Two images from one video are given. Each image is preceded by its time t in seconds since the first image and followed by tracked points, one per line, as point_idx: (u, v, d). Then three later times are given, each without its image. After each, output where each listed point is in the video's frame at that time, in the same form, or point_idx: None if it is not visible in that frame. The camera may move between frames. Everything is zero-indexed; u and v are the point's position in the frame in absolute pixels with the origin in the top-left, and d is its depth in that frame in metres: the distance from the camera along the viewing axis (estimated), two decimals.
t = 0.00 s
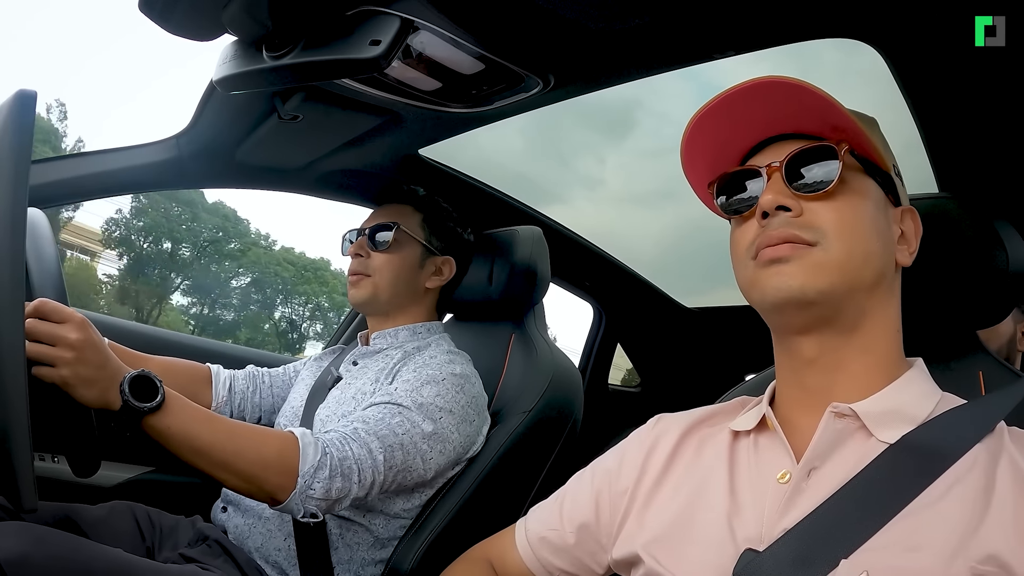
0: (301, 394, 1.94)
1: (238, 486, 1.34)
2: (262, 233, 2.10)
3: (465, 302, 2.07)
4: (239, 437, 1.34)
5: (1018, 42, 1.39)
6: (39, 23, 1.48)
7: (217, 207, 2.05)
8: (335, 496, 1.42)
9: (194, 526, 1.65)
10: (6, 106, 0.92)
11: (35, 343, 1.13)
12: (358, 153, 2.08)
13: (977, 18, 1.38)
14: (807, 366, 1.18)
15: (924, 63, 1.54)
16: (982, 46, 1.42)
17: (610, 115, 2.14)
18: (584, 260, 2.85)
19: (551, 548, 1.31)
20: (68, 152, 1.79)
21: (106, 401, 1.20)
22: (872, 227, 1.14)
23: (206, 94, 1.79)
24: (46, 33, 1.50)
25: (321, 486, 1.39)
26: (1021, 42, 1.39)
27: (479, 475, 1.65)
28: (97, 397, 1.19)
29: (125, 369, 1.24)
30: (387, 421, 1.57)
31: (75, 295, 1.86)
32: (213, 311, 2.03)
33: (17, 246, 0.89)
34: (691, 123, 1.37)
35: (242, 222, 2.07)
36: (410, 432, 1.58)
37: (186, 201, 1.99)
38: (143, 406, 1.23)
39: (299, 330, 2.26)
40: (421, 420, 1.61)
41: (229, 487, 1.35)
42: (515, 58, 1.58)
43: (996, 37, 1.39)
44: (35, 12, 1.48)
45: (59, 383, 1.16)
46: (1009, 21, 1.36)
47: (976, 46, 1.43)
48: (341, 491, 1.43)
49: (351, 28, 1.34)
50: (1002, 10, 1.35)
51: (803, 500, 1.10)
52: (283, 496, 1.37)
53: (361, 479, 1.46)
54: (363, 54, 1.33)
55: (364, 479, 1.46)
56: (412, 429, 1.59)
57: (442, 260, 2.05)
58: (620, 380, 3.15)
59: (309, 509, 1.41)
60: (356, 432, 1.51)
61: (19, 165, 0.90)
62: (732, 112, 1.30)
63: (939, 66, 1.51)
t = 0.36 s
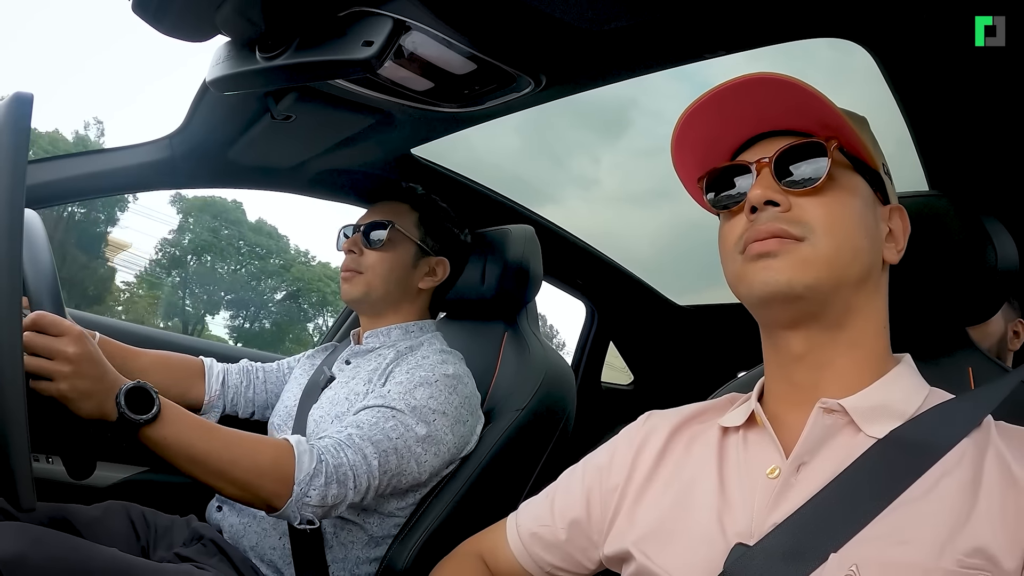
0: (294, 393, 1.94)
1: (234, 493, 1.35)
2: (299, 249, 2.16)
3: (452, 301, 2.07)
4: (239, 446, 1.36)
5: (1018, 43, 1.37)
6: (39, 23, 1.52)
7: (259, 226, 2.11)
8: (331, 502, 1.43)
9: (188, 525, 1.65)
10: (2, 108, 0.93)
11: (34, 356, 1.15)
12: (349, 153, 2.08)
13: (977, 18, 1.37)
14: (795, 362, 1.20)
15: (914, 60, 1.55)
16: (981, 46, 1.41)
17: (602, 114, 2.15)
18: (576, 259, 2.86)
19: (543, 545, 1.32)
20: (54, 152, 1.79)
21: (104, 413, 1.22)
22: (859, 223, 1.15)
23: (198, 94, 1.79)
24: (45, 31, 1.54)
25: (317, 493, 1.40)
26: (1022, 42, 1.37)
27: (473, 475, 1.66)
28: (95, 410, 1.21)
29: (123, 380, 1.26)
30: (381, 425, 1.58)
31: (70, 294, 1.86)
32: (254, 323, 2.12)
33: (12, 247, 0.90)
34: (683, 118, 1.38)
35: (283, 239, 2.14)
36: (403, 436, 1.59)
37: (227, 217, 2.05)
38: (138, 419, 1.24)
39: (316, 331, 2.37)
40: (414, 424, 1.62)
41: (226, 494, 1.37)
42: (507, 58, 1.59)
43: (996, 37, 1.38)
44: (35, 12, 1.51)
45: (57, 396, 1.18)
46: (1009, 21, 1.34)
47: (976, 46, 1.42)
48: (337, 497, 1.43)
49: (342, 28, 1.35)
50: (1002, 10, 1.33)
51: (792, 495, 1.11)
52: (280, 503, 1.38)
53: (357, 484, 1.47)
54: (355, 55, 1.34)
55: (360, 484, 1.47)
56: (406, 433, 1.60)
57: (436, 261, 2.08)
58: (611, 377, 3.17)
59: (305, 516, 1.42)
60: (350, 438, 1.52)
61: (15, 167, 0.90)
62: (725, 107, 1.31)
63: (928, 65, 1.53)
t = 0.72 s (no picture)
0: (286, 394, 1.93)
1: (225, 483, 1.33)
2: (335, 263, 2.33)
3: (445, 300, 2.06)
4: (233, 436, 1.34)
5: (1018, 43, 1.35)
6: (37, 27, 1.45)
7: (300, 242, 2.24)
8: (325, 492, 1.42)
9: (180, 526, 1.63)
10: None
11: (18, 341, 1.13)
12: (341, 151, 2.07)
13: (977, 18, 1.36)
14: (788, 359, 1.19)
15: (909, 56, 1.55)
16: (981, 46, 1.40)
17: (596, 112, 2.13)
18: (568, 258, 2.85)
19: (537, 545, 1.31)
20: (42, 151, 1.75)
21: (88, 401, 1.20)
22: (851, 219, 1.15)
23: (190, 91, 1.77)
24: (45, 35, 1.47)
25: (310, 480, 1.38)
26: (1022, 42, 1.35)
27: (467, 474, 1.65)
28: (79, 398, 1.19)
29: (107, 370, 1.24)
30: (375, 419, 1.57)
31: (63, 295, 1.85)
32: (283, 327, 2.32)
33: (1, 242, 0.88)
34: (674, 120, 1.37)
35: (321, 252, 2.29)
36: (397, 428, 1.58)
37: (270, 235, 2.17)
38: (126, 406, 1.23)
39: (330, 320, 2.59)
40: (408, 418, 1.61)
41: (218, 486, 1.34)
42: (501, 55, 1.58)
43: (996, 37, 1.36)
44: (35, 13, 1.45)
45: (41, 382, 1.16)
46: (1009, 21, 1.32)
47: (976, 46, 1.40)
48: (330, 486, 1.42)
49: (336, 22, 1.34)
50: (1002, 10, 1.31)
51: (788, 494, 1.11)
52: (272, 493, 1.36)
53: (351, 474, 1.45)
54: (348, 50, 1.33)
55: (353, 475, 1.46)
56: (398, 427, 1.59)
57: (428, 261, 2.06)
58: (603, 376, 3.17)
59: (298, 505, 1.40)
60: (343, 428, 1.51)
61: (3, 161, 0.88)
62: (714, 108, 1.31)
63: (923, 62, 1.52)
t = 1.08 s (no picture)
0: (279, 397, 1.93)
1: (212, 469, 1.33)
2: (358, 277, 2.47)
3: (438, 302, 2.06)
4: (220, 416, 1.35)
5: (1018, 43, 1.33)
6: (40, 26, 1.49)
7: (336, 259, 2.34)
8: (312, 484, 1.43)
9: (174, 527, 1.65)
10: None
11: (7, 323, 1.13)
12: (336, 153, 2.07)
13: (977, 18, 1.34)
14: (779, 364, 1.20)
15: (900, 61, 1.54)
16: (981, 46, 1.38)
17: (589, 113, 2.13)
18: (562, 259, 2.86)
19: (528, 547, 1.32)
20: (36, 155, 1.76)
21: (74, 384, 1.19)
22: (843, 224, 1.15)
23: (183, 94, 1.78)
24: (48, 35, 1.51)
25: (297, 470, 1.39)
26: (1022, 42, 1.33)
27: (458, 475, 1.66)
28: (64, 378, 1.18)
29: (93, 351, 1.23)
30: (363, 414, 1.58)
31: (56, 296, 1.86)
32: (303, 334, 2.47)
33: None
34: (673, 124, 1.37)
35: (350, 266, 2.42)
36: (386, 423, 1.60)
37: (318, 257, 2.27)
38: (115, 389, 1.23)
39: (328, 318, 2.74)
40: (397, 414, 1.63)
41: (204, 473, 1.35)
42: (492, 61, 1.59)
43: (996, 37, 1.34)
44: (36, 15, 1.49)
45: (27, 362, 1.15)
46: (1010, 21, 1.30)
47: (976, 45, 1.39)
48: (318, 478, 1.43)
49: (325, 32, 1.35)
50: (1002, 10, 1.30)
51: (775, 500, 1.11)
52: (259, 481, 1.37)
53: (339, 468, 1.46)
54: (337, 58, 1.34)
55: (342, 469, 1.47)
56: (388, 423, 1.60)
57: (420, 263, 2.07)
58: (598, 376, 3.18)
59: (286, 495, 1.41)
60: (332, 421, 1.52)
61: None
62: (715, 111, 1.31)
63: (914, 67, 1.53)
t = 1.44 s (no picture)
0: (276, 397, 1.93)
1: (212, 484, 1.33)
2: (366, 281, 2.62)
3: (435, 303, 2.06)
4: (221, 435, 1.34)
5: (1018, 42, 1.34)
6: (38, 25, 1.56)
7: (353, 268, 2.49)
8: (310, 495, 1.42)
9: (172, 529, 1.64)
10: None
11: (6, 341, 1.14)
12: (332, 154, 2.07)
13: (977, 18, 1.34)
14: (775, 365, 1.19)
15: (897, 60, 1.54)
16: (981, 46, 1.39)
17: (586, 112, 2.13)
18: (559, 260, 2.85)
19: (525, 549, 1.31)
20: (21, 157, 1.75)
21: (75, 401, 1.21)
22: (839, 224, 1.15)
23: (178, 95, 1.77)
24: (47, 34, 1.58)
25: (295, 485, 1.39)
26: (1022, 42, 1.34)
27: (453, 480, 1.66)
28: (64, 398, 1.20)
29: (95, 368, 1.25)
30: (362, 421, 1.58)
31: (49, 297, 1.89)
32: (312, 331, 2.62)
33: None
34: (669, 122, 1.36)
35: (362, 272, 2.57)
36: (385, 431, 1.59)
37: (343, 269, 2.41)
38: (114, 408, 1.23)
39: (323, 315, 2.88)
40: (395, 420, 1.62)
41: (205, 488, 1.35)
42: (488, 62, 1.58)
43: (996, 37, 1.34)
44: (34, 14, 1.55)
45: (28, 381, 1.17)
46: (1010, 21, 1.31)
47: (976, 46, 1.40)
48: (316, 491, 1.43)
49: (319, 32, 1.35)
50: (1003, 9, 1.31)
51: (773, 500, 1.11)
52: (258, 495, 1.37)
53: (337, 478, 1.46)
54: (332, 59, 1.33)
55: (339, 477, 1.46)
56: (386, 429, 1.59)
57: (414, 261, 2.08)
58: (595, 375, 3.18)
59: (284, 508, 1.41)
60: (331, 431, 1.52)
61: None
62: (710, 110, 1.31)
63: (910, 66, 1.52)
